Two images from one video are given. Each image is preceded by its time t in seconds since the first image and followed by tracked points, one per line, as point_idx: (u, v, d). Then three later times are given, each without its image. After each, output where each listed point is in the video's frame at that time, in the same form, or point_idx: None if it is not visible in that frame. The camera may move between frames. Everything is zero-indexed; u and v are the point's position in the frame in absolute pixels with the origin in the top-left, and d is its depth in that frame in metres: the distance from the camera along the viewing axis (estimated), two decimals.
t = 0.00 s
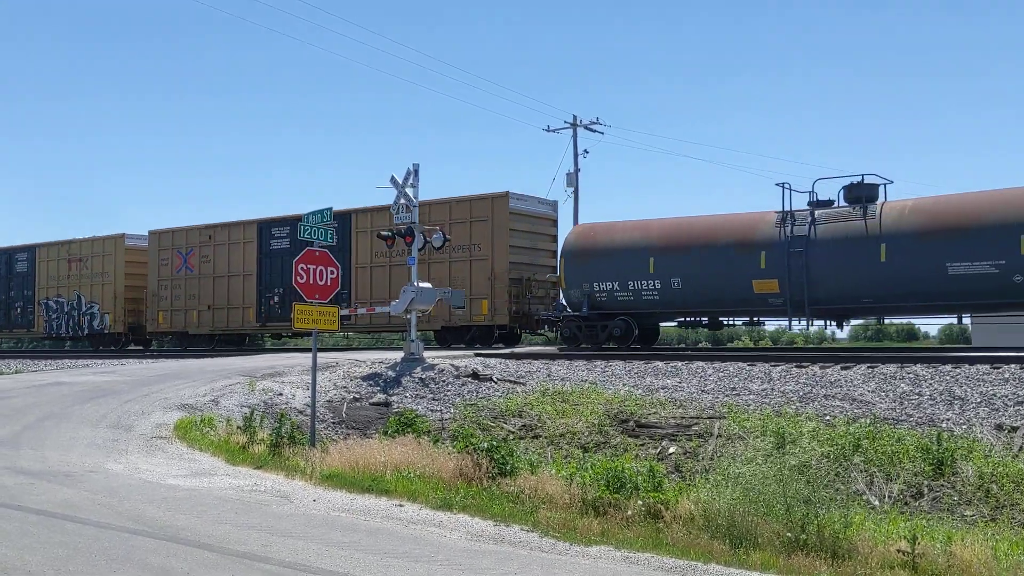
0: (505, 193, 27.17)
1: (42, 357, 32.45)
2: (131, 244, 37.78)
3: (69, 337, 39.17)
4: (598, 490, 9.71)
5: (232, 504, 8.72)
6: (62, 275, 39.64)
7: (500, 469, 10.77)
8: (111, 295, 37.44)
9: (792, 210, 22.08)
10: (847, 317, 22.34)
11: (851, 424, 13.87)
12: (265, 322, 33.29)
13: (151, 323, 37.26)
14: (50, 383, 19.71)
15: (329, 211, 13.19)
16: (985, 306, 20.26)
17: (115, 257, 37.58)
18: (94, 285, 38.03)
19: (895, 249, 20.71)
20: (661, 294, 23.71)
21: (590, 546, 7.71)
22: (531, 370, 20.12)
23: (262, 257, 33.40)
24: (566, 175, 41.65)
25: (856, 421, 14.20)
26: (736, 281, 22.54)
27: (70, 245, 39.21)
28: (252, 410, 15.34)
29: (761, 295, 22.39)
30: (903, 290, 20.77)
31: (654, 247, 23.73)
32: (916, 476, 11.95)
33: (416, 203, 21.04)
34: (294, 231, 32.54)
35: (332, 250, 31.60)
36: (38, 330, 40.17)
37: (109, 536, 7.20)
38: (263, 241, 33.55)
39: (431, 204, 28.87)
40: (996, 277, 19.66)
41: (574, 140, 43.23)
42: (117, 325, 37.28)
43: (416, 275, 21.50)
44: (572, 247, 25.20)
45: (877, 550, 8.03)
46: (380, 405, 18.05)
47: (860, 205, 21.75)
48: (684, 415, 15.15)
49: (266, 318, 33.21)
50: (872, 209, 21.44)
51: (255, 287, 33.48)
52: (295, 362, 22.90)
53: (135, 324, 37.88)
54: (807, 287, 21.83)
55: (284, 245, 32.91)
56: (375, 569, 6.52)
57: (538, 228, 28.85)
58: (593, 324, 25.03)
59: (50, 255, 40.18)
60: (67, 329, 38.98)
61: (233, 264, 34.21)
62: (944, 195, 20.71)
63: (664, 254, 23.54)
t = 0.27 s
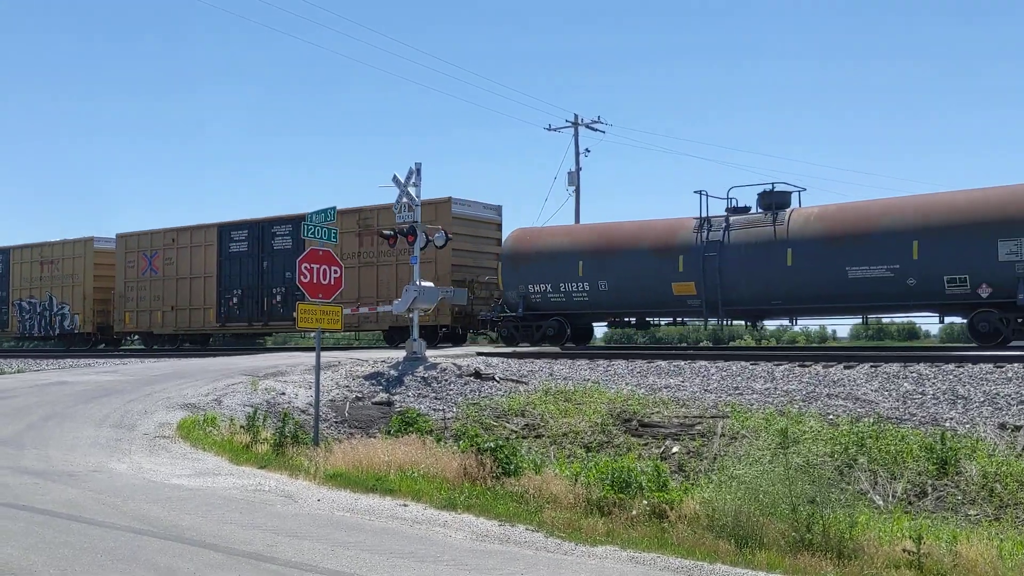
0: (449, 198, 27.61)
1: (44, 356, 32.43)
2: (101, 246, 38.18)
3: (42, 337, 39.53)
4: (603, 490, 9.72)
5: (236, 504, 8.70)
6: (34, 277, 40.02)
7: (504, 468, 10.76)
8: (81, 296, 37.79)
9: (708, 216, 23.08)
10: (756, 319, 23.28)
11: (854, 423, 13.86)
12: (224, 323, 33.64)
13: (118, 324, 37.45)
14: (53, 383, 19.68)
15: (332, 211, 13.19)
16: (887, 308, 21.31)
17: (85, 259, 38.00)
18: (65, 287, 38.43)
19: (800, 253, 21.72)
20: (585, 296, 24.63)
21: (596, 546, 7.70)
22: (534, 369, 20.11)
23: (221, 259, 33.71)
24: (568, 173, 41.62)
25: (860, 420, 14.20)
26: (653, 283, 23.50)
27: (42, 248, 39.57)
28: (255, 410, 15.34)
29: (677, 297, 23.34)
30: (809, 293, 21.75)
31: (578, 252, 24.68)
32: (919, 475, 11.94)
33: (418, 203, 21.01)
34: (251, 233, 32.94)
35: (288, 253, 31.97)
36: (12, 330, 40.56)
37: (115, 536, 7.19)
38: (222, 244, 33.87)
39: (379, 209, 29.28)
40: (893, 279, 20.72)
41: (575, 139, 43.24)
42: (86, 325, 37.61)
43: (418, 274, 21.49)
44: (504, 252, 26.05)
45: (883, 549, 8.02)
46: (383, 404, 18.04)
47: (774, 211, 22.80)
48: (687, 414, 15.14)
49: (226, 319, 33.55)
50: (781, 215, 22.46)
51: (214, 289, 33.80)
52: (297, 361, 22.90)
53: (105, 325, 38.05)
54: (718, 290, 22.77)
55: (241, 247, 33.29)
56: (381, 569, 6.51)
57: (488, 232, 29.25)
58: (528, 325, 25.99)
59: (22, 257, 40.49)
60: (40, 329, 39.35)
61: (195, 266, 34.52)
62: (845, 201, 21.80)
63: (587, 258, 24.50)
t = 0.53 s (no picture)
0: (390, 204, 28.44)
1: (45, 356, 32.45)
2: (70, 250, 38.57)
3: (15, 338, 39.82)
4: (606, 490, 9.72)
5: (238, 504, 8.69)
6: (8, 279, 40.36)
7: (506, 469, 10.74)
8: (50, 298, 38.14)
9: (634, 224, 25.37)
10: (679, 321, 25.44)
11: (857, 424, 13.84)
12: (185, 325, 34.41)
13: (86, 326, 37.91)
14: (54, 383, 19.69)
15: (334, 211, 13.18)
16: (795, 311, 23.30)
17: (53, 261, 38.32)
18: (36, 289, 38.80)
19: (714, 259, 23.85)
20: (521, 299, 26.81)
21: (600, 547, 7.70)
22: (535, 370, 20.10)
23: (183, 262, 34.45)
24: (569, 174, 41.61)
25: (862, 421, 14.18)
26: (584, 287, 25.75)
27: (15, 251, 39.95)
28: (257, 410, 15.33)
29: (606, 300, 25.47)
30: (722, 296, 23.83)
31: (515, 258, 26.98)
32: (922, 476, 11.92)
33: (420, 203, 20.99)
34: (211, 238, 33.72)
35: (245, 257, 32.76)
36: None
37: (117, 537, 7.18)
38: (185, 248, 34.61)
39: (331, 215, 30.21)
40: (797, 284, 22.76)
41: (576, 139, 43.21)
42: (57, 327, 37.94)
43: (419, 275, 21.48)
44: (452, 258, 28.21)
45: (887, 551, 8.01)
46: (384, 405, 18.02)
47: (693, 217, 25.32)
48: (689, 415, 15.13)
49: (187, 320, 34.26)
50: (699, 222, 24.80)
51: (176, 291, 34.53)
52: (299, 361, 22.90)
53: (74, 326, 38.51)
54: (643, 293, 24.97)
55: (201, 251, 34.11)
56: (385, 570, 6.50)
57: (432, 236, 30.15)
58: (474, 324, 27.83)
59: None
60: (12, 331, 39.66)
61: (158, 269, 35.22)
62: (759, 211, 23.94)
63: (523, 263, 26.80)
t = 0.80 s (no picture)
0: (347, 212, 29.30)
1: (51, 357, 32.51)
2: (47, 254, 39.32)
3: None
4: (611, 493, 9.71)
5: (244, 506, 8.69)
6: None
7: (511, 471, 10.75)
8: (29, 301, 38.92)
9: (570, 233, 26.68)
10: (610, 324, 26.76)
11: (863, 426, 13.80)
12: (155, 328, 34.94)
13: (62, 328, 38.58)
14: (59, 385, 19.72)
15: (340, 213, 13.20)
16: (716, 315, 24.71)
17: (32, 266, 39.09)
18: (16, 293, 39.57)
19: (641, 266, 25.17)
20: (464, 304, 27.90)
21: (606, 550, 7.68)
22: (540, 371, 20.09)
23: (152, 267, 35.00)
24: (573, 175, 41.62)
25: (868, 423, 14.15)
26: (523, 291, 26.91)
27: None
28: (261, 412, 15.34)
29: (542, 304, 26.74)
30: (649, 301, 25.12)
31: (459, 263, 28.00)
32: (929, 479, 11.88)
33: (425, 205, 20.98)
34: (179, 243, 34.27)
35: (210, 262, 33.41)
36: None
37: (123, 539, 7.19)
38: (154, 253, 35.10)
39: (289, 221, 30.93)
40: (715, 289, 24.13)
41: (581, 141, 43.15)
42: (34, 329, 38.71)
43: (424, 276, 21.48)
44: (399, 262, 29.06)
45: (893, 553, 7.98)
46: (389, 407, 18.02)
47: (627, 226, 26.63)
48: (695, 417, 15.10)
49: (156, 323, 34.83)
50: (630, 231, 26.15)
51: (146, 295, 35.03)
52: (304, 363, 22.91)
53: (51, 328, 39.02)
54: (576, 296, 26.25)
55: (170, 256, 34.66)
56: (390, 572, 6.50)
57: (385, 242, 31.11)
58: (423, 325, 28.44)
59: None
60: None
61: (128, 273, 35.73)
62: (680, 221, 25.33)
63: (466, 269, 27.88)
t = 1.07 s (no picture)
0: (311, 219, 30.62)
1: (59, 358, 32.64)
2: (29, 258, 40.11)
3: None
4: (618, 497, 9.69)
5: (251, 508, 8.70)
6: None
7: (518, 474, 10.74)
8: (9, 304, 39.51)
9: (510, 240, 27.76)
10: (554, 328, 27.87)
11: (870, 431, 13.75)
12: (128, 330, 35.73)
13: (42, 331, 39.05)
14: (67, 386, 19.80)
15: (346, 215, 13.22)
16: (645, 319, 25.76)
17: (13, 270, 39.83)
18: None
19: (577, 272, 26.22)
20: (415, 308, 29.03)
21: (612, 554, 7.66)
22: (547, 374, 20.09)
23: (125, 272, 35.82)
24: (581, 178, 41.60)
25: (875, 427, 14.09)
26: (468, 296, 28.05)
27: None
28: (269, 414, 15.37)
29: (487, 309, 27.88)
30: (584, 306, 26.16)
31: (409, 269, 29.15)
32: (937, 483, 11.84)
33: (432, 207, 21.00)
34: (151, 249, 35.19)
35: (181, 267, 34.40)
36: None
37: (130, 540, 7.21)
38: (127, 258, 36.00)
39: (256, 228, 32.15)
40: (645, 295, 25.19)
41: (589, 143, 43.14)
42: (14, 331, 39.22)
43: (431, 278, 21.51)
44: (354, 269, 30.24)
45: (901, 558, 7.93)
46: (396, 409, 18.03)
47: (565, 234, 27.78)
48: (702, 421, 15.06)
49: (129, 326, 35.54)
50: (568, 239, 27.27)
51: (120, 299, 35.78)
52: (311, 365, 22.94)
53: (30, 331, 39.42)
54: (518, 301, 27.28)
55: (142, 261, 35.53)
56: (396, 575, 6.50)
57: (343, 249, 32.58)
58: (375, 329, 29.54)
59: None
60: None
61: (103, 277, 36.50)
62: (616, 229, 26.33)
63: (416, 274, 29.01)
